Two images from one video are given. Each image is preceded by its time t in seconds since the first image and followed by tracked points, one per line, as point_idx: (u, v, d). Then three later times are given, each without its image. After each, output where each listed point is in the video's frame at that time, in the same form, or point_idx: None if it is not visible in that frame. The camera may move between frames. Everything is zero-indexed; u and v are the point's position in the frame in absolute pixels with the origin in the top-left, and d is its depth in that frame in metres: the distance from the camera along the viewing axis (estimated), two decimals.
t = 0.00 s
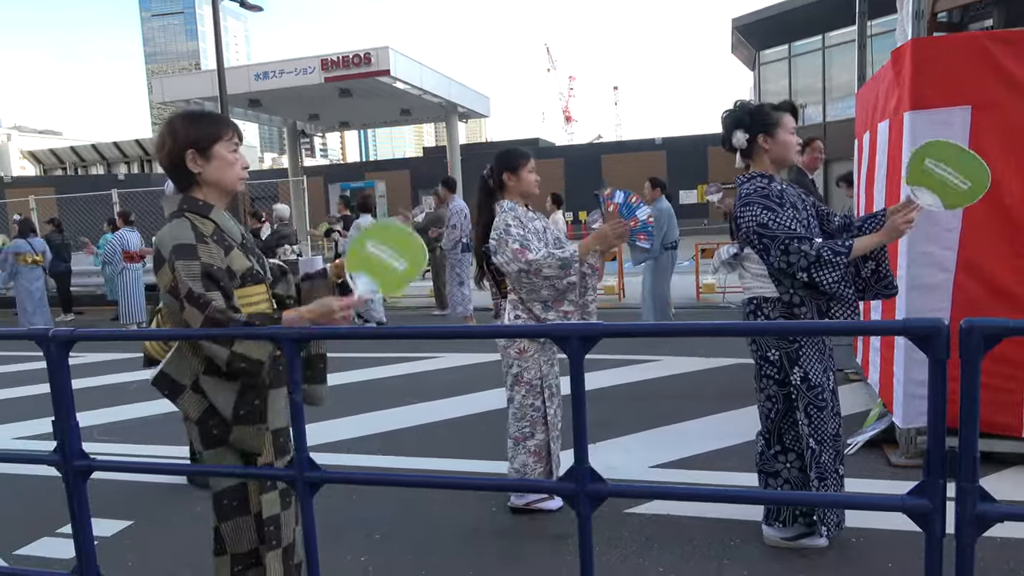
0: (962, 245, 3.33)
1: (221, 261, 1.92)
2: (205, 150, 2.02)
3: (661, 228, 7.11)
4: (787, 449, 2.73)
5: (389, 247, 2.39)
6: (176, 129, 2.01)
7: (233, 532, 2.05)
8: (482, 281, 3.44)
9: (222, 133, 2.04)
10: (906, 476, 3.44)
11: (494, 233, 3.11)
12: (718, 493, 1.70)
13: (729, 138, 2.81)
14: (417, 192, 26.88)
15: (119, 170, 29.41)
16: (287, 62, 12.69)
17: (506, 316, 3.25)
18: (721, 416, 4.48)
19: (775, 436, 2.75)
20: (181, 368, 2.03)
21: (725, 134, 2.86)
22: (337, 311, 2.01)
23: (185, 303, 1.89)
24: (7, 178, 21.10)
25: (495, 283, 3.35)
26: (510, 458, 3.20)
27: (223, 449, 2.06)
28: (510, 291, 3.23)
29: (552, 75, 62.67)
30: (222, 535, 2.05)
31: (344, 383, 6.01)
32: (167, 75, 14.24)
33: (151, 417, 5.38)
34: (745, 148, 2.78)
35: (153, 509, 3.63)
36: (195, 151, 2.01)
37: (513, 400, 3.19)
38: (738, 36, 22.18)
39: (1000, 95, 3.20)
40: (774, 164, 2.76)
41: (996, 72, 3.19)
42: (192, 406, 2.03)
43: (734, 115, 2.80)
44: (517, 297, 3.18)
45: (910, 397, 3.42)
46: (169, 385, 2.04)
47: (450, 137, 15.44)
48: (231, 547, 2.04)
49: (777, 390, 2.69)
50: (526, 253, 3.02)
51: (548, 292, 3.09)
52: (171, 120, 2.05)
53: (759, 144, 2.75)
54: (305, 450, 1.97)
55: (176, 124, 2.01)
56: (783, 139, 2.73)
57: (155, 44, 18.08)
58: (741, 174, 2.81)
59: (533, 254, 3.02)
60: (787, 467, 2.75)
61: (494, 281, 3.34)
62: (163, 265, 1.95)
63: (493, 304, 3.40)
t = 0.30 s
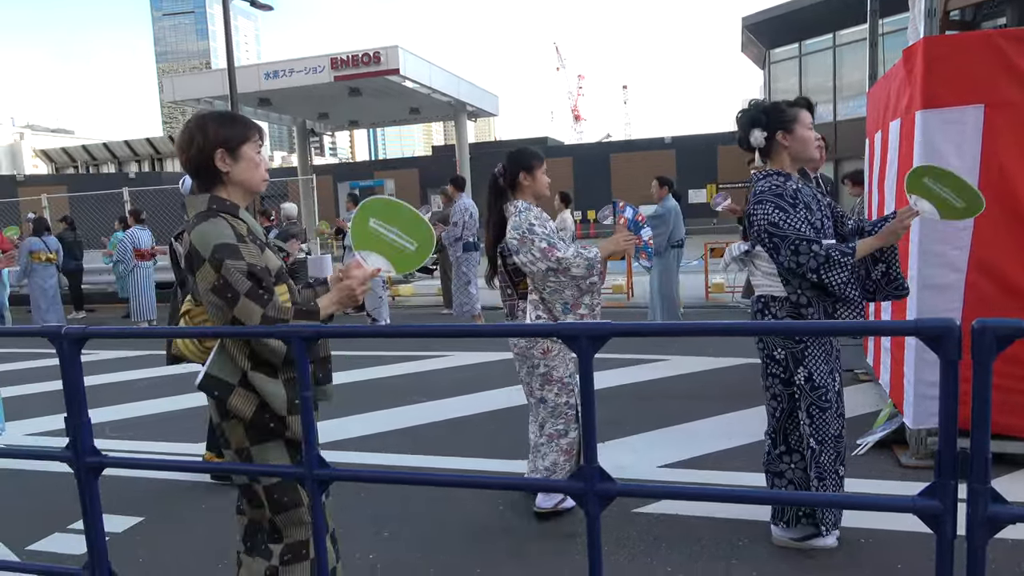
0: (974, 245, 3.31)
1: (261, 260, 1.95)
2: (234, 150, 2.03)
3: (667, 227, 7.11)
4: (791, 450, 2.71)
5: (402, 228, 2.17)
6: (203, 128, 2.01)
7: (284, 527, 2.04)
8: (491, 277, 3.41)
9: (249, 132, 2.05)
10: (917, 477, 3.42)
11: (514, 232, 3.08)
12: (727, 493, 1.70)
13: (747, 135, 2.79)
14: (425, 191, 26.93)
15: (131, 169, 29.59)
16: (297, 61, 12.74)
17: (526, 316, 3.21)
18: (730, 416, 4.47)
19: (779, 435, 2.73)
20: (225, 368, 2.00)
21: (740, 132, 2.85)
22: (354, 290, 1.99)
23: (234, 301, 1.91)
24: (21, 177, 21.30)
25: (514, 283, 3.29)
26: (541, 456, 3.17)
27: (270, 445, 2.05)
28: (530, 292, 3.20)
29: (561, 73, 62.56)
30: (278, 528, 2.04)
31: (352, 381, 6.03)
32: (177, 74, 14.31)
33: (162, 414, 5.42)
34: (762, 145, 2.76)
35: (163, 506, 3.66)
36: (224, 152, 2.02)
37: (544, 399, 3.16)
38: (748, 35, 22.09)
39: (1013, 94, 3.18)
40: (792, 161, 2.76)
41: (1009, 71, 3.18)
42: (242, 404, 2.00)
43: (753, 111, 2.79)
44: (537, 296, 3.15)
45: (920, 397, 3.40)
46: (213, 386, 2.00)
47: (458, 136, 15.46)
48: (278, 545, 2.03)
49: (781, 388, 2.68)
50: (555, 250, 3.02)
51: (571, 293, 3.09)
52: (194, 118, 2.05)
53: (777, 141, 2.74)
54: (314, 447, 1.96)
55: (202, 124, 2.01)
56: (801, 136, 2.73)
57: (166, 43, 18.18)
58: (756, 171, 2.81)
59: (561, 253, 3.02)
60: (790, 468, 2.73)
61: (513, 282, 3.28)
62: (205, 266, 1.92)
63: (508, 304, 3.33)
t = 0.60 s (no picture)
0: (979, 245, 3.30)
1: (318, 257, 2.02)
2: (270, 147, 2.02)
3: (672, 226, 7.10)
4: (810, 449, 2.67)
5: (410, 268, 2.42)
6: (243, 121, 1.98)
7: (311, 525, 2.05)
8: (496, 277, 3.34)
9: (282, 130, 2.06)
10: (921, 477, 3.42)
11: (542, 232, 3.03)
12: (730, 493, 1.70)
13: (769, 137, 2.76)
14: (430, 190, 26.95)
15: (137, 168, 29.72)
16: (302, 60, 12.75)
17: (554, 317, 3.13)
18: (734, 416, 4.47)
19: (792, 436, 2.69)
20: (271, 366, 1.98)
21: (758, 134, 2.81)
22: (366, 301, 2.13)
23: (295, 294, 1.91)
24: (27, 177, 21.40)
25: (537, 286, 3.18)
26: (549, 462, 3.16)
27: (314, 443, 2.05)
28: (552, 294, 3.16)
29: (565, 72, 62.50)
30: (298, 531, 2.05)
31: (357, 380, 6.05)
32: (183, 73, 14.34)
33: (168, 413, 5.44)
34: (788, 144, 2.71)
35: (169, 505, 3.68)
36: (261, 147, 2.00)
37: (558, 405, 3.13)
38: (753, 34, 22.03)
39: (1019, 94, 3.18)
40: (812, 159, 2.75)
41: (1016, 71, 3.17)
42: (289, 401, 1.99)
43: (774, 111, 2.76)
44: (566, 299, 3.08)
45: (925, 398, 3.39)
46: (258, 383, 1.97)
47: (463, 136, 15.46)
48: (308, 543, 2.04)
49: (802, 388, 2.63)
50: (589, 249, 3.00)
51: (600, 292, 3.05)
52: (229, 111, 2.01)
53: (802, 139, 2.72)
54: (318, 445, 1.96)
55: (241, 117, 1.98)
56: (821, 133, 2.73)
57: (171, 42, 18.22)
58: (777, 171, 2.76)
59: (592, 250, 3.01)
60: (807, 468, 2.70)
61: (536, 284, 3.17)
62: (256, 258, 1.88)
63: (528, 307, 3.21)
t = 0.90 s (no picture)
0: (985, 245, 3.29)
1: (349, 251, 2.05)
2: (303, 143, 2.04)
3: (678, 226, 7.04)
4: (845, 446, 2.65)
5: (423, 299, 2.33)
6: (279, 116, 1.99)
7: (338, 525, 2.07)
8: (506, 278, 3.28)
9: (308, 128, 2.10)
10: (926, 478, 3.41)
11: (569, 232, 3.03)
12: (736, 493, 1.69)
13: (803, 132, 2.59)
14: (435, 190, 27.00)
15: (143, 168, 29.84)
16: (307, 60, 12.78)
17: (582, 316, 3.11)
18: (739, 416, 4.46)
19: (833, 443, 2.63)
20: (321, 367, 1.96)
21: (786, 126, 2.60)
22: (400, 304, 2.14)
23: (341, 292, 1.91)
24: (34, 177, 21.53)
25: (559, 286, 3.14)
26: (570, 461, 3.14)
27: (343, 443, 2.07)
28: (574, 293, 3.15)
29: (569, 72, 62.48)
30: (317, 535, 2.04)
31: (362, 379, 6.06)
32: (189, 74, 14.40)
33: (173, 412, 5.46)
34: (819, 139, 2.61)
35: (175, 504, 3.69)
36: (297, 145, 2.02)
37: (574, 408, 3.13)
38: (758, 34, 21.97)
39: None
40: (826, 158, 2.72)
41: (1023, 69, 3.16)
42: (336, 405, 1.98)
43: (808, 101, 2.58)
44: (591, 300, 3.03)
45: (931, 399, 3.38)
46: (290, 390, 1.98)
47: (468, 136, 15.47)
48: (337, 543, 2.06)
49: (846, 391, 2.60)
50: (615, 249, 2.98)
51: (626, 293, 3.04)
52: (259, 105, 2.00)
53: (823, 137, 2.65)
54: (322, 445, 1.95)
55: (275, 112, 1.98)
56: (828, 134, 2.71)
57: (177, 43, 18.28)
58: (801, 168, 2.63)
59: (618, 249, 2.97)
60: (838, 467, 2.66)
61: (558, 285, 3.13)
62: (306, 253, 1.87)
63: (549, 308, 3.16)
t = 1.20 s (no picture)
0: (990, 245, 3.28)
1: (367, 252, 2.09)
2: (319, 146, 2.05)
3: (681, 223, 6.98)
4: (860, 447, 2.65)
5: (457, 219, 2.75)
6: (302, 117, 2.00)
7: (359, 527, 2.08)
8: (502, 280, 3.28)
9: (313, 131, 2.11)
10: (932, 479, 3.40)
11: (574, 232, 3.12)
12: (742, 494, 1.69)
13: (836, 130, 2.56)
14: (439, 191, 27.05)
15: (148, 170, 29.95)
16: (311, 62, 12.82)
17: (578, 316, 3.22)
18: (744, 417, 4.45)
19: (852, 451, 2.61)
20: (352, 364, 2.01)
21: (821, 122, 2.56)
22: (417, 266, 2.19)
23: (375, 291, 1.95)
24: (41, 178, 21.64)
25: (560, 287, 3.14)
26: (574, 460, 3.14)
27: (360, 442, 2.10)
28: (575, 294, 3.16)
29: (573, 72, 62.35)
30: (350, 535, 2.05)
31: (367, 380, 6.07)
32: (194, 76, 14.47)
33: (179, 413, 5.49)
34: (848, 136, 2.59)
35: (180, 505, 3.71)
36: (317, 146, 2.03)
37: (576, 407, 3.14)
38: (762, 34, 21.94)
39: None
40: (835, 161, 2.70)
41: None
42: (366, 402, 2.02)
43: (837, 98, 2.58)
44: (592, 297, 3.18)
45: (936, 400, 3.37)
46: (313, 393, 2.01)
47: (472, 137, 15.49)
48: (356, 548, 2.05)
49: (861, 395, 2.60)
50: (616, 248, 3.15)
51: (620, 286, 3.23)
52: (279, 105, 1.99)
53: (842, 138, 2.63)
54: (327, 447, 1.95)
55: (297, 113, 1.98)
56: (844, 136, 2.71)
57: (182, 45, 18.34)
58: (825, 167, 2.59)
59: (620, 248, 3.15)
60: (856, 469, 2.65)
61: (561, 285, 3.12)
62: (346, 254, 1.91)
63: (552, 308, 3.14)
